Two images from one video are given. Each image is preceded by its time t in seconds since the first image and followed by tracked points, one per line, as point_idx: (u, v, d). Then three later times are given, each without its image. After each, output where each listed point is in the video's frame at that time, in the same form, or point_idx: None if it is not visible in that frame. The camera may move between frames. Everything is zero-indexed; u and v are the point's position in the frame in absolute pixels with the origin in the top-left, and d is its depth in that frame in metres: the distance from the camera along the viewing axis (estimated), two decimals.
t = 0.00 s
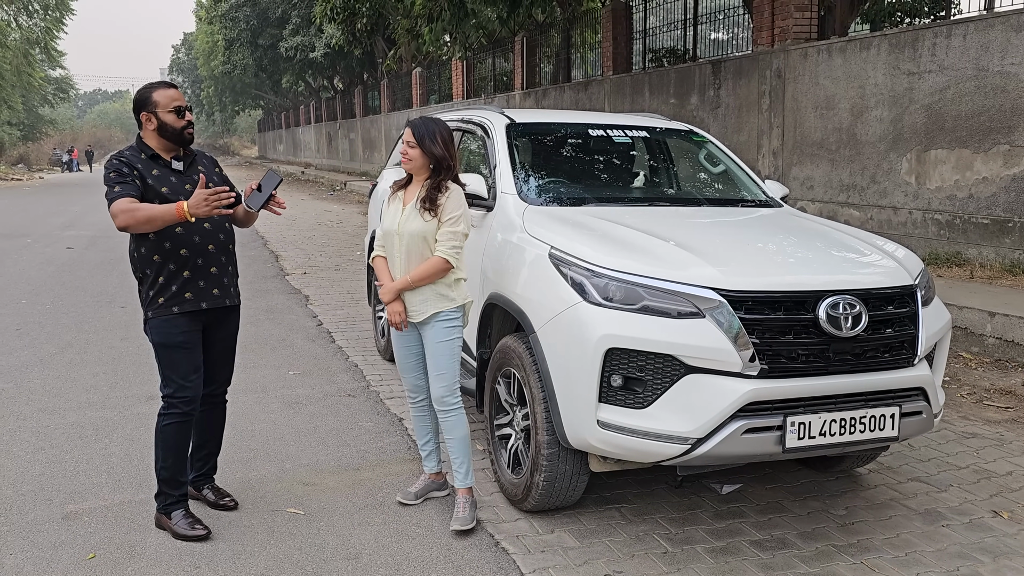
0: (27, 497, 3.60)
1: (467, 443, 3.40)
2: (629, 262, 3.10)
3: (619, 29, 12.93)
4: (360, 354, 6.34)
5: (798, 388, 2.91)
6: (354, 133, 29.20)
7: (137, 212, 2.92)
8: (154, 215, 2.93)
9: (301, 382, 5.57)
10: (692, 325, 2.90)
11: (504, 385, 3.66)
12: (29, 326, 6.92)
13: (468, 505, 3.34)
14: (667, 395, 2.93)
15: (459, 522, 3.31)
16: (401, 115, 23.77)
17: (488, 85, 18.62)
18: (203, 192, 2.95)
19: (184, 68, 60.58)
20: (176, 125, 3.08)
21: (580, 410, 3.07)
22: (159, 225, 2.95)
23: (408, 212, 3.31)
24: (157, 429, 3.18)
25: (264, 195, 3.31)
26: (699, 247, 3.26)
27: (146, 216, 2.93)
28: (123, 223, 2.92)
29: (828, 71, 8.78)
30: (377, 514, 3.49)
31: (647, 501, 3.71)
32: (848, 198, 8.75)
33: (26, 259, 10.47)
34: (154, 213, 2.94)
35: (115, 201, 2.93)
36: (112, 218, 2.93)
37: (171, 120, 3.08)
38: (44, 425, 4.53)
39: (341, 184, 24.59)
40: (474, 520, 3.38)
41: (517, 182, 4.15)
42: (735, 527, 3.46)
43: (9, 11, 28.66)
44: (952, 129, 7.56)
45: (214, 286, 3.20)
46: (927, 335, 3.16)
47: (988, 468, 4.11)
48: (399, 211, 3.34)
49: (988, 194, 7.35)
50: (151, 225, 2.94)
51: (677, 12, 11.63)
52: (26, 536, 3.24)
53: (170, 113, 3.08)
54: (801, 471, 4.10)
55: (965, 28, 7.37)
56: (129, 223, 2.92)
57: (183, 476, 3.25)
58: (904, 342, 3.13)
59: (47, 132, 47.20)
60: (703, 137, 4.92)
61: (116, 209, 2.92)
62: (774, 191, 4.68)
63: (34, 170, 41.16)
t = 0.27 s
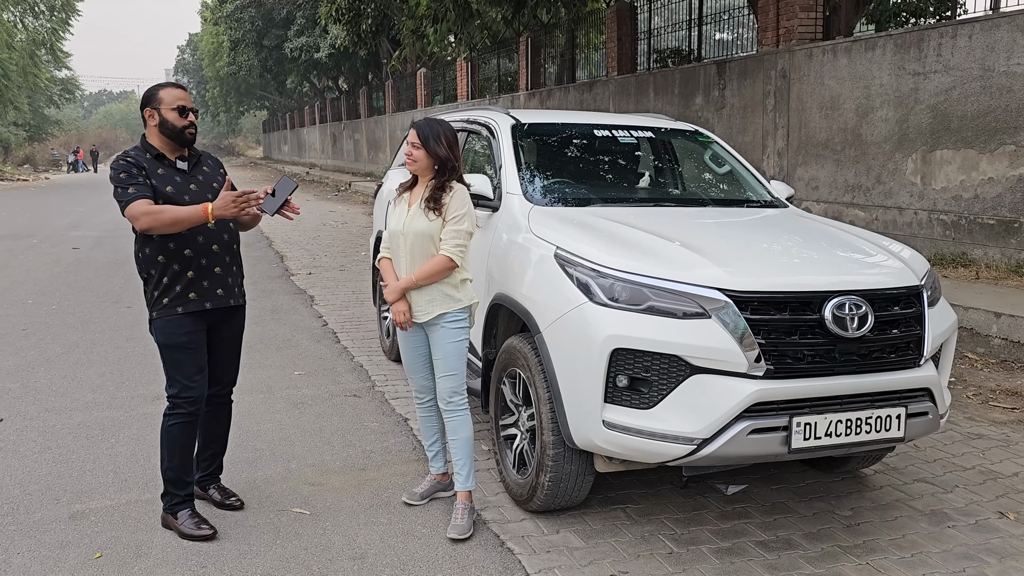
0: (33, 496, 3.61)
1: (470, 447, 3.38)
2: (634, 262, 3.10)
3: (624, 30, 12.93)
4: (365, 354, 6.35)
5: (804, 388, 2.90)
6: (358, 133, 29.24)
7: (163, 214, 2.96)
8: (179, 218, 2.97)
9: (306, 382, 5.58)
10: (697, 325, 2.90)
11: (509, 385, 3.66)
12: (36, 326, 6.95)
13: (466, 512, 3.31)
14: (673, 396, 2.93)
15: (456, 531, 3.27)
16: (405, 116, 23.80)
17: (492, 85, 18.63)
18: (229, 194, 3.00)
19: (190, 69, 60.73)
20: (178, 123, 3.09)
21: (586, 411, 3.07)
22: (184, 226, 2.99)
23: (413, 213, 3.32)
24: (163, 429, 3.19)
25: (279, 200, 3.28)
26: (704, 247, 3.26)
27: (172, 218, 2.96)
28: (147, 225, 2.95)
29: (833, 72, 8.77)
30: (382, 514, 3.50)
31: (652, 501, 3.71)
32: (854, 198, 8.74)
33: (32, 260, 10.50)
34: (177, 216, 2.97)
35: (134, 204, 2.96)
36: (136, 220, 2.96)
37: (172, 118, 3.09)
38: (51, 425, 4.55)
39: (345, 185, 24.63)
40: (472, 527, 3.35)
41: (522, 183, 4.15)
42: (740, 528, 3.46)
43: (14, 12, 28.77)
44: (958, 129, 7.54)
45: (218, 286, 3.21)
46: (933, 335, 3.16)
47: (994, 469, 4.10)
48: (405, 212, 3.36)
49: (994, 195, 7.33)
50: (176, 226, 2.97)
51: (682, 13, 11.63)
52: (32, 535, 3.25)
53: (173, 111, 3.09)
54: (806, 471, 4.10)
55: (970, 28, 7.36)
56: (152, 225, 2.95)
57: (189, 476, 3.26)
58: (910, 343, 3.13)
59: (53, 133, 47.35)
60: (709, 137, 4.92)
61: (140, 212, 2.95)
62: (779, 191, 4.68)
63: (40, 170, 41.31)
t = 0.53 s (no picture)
0: (35, 495, 3.61)
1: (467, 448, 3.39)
2: (637, 261, 3.10)
3: (626, 29, 12.92)
4: (367, 354, 6.35)
5: (806, 387, 2.90)
6: (360, 133, 29.24)
7: (175, 215, 2.98)
8: (191, 220, 3.00)
9: (308, 381, 5.58)
10: (700, 324, 2.90)
11: (511, 384, 3.66)
12: (38, 325, 6.95)
13: (462, 513, 3.33)
14: (675, 395, 2.93)
15: (452, 531, 3.29)
16: (407, 115, 23.80)
17: (494, 84, 18.62)
18: (244, 201, 3.07)
19: (191, 69, 60.76)
20: (177, 122, 3.10)
21: (588, 410, 3.07)
22: (195, 227, 3.02)
23: (418, 212, 3.32)
24: (166, 429, 3.19)
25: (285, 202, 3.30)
26: (706, 246, 3.26)
27: (184, 219, 2.99)
28: (157, 224, 2.97)
29: (835, 71, 8.76)
30: (384, 513, 3.50)
31: (654, 500, 3.71)
32: (856, 198, 8.73)
33: (34, 259, 10.51)
34: (188, 218, 3.00)
35: (141, 202, 2.97)
36: (145, 218, 2.96)
37: (172, 117, 3.09)
38: (53, 424, 4.55)
39: (347, 184, 24.62)
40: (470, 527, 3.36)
41: (524, 182, 4.15)
42: (743, 527, 3.46)
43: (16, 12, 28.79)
44: (960, 129, 7.53)
45: (221, 284, 3.21)
46: (936, 335, 3.15)
47: (996, 469, 4.09)
48: (410, 211, 3.36)
49: (996, 194, 7.32)
50: (186, 227, 3.00)
51: (684, 12, 11.62)
52: (35, 534, 3.25)
53: (172, 110, 3.09)
54: (808, 471, 4.10)
55: (973, 27, 7.35)
56: (162, 224, 2.97)
57: (192, 475, 3.26)
58: (913, 342, 3.12)
59: (55, 132, 47.39)
60: (710, 137, 4.91)
61: (151, 211, 2.96)
62: (781, 191, 4.67)
63: (42, 169, 41.35)
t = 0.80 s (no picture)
0: (35, 494, 3.61)
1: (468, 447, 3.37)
2: (637, 261, 3.09)
3: (627, 29, 12.92)
4: (367, 353, 6.35)
5: (807, 387, 2.90)
6: (361, 132, 29.23)
7: (177, 212, 2.98)
8: (193, 217, 3.00)
9: (308, 381, 5.58)
10: (700, 325, 2.89)
11: (511, 384, 3.66)
12: (38, 324, 6.94)
13: (464, 512, 3.31)
14: (675, 395, 2.92)
15: (451, 530, 3.28)
16: (408, 115, 23.79)
17: (495, 84, 18.62)
18: (246, 198, 3.07)
19: (192, 68, 60.76)
20: (176, 121, 3.09)
21: (588, 410, 3.07)
22: (197, 224, 3.02)
23: (417, 212, 3.32)
24: (165, 428, 3.19)
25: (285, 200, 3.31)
26: (707, 246, 3.25)
27: (186, 216, 2.98)
28: (158, 221, 2.97)
29: (835, 71, 8.76)
30: (384, 513, 3.49)
31: (654, 500, 3.71)
32: (857, 197, 8.72)
33: (34, 258, 10.51)
34: (190, 215, 3.00)
35: (142, 199, 2.97)
36: (147, 215, 2.96)
37: (171, 117, 3.09)
38: (54, 423, 4.55)
39: (348, 184, 24.62)
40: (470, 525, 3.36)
41: (524, 182, 4.15)
42: (742, 527, 3.46)
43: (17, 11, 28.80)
44: (961, 129, 7.53)
45: (221, 282, 3.20)
46: (937, 335, 3.15)
47: (997, 469, 4.09)
48: (409, 211, 3.36)
49: (997, 195, 7.32)
50: (188, 224, 3.00)
51: (684, 11, 11.61)
52: (34, 533, 3.25)
53: (170, 109, 3.09)
54: (808, 471, 4.09)
55: (973, 27, 7.35)
56: (163, 221, 2.97)
57: (191, 474, 3.26)
58: (913, 342, 3.12)
59: (56, 131, 47.41)
60: (711, 137, 4.91)
61: (153, 208, 2.96)
62: (782, 191, 4.67)
63: (43, 168, 41.37)
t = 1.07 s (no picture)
0: (36, 494, 3.61)
1: (470, 447, 3.37)
2: (638, 261, 3.09)
3: (628, 29, 12.91)
4: (369, 353, 6.35)
5: (807, 388, 2.90)
6: (362, 132, 29.23)
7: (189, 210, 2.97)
8: (205, 215, 3.00)
9: (309, 380, 5.58)
10: (700, 325, 2.89)
11: (512, 384, 3.66)
12: (40, 324, 6.95)
13: (463, 509, 3.35)
14: (676, 395, 2.92)
15: (451, 524, 3.32)
16: (409, 114, 23.79)
17: (496, 84, 18.62)
18: (257, 194, 3.09)
19: (194, 68, 60.82)
20: (172, 122, 3.08)
21: (589, 410, 3.07)
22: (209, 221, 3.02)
23: (415, 212, 3.32)
24: (166, 428, 3.19)
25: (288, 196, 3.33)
26: (708, 247, 3.25)
27: (196, 214, 2.98)
28: (169, 219, 2.95)
29: (837, 70, 8.75)
30: (384, 513, 3.49)
31: (655, 500, 3.71)
32: (858, 197, 8.72)
33: (36, 258, 10.52)
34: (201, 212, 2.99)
35: (149, 198, 2.97)
36: (156, 213, 2.95)
37: (166, 118, 3.08)
38: (55, 423, 4.55)
39: (349, 184, 24.61)
40: (470, 523, 3.38)
41: (525, 182, 4.15)
42: (743, 527, 3.46)
43: (19, 10, 28.82)
44: (963, 129, 7.52)
45: (222, 282, 3.21)
46: (938, 335, 3.14)
47: (998, 469, 4.09)
48: (408, 211, 3.37)
49: (999, 195, 7.31)
50: (198, 221, 3.00)
51: (686, 11, 11.61)
52: (35, 533, 3.25)
53: (165, 111, 3.08)
54: (809, 471, 4.09)
55: (975, 27, 7.34)
56: (173, 219, 2.96)
57: (192, 474, 3.26)
58: (914, 343, 3.12)
59: (58, 131, 47.45)
60: (712, 137, 4.90)
61: (162, 206, 2.95)
62: (783, 191, 4.67)
63: (45, 168, 41.42)
